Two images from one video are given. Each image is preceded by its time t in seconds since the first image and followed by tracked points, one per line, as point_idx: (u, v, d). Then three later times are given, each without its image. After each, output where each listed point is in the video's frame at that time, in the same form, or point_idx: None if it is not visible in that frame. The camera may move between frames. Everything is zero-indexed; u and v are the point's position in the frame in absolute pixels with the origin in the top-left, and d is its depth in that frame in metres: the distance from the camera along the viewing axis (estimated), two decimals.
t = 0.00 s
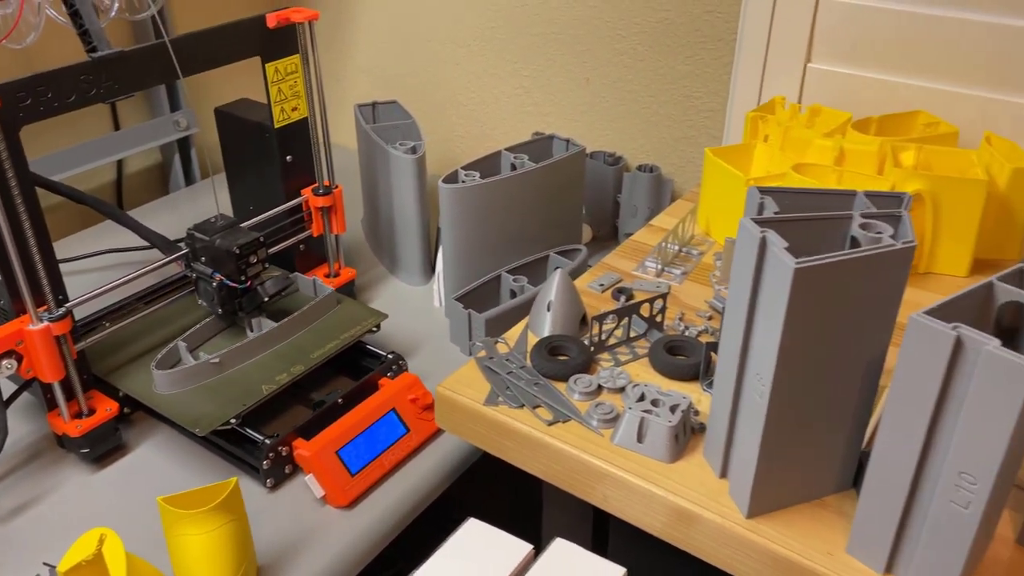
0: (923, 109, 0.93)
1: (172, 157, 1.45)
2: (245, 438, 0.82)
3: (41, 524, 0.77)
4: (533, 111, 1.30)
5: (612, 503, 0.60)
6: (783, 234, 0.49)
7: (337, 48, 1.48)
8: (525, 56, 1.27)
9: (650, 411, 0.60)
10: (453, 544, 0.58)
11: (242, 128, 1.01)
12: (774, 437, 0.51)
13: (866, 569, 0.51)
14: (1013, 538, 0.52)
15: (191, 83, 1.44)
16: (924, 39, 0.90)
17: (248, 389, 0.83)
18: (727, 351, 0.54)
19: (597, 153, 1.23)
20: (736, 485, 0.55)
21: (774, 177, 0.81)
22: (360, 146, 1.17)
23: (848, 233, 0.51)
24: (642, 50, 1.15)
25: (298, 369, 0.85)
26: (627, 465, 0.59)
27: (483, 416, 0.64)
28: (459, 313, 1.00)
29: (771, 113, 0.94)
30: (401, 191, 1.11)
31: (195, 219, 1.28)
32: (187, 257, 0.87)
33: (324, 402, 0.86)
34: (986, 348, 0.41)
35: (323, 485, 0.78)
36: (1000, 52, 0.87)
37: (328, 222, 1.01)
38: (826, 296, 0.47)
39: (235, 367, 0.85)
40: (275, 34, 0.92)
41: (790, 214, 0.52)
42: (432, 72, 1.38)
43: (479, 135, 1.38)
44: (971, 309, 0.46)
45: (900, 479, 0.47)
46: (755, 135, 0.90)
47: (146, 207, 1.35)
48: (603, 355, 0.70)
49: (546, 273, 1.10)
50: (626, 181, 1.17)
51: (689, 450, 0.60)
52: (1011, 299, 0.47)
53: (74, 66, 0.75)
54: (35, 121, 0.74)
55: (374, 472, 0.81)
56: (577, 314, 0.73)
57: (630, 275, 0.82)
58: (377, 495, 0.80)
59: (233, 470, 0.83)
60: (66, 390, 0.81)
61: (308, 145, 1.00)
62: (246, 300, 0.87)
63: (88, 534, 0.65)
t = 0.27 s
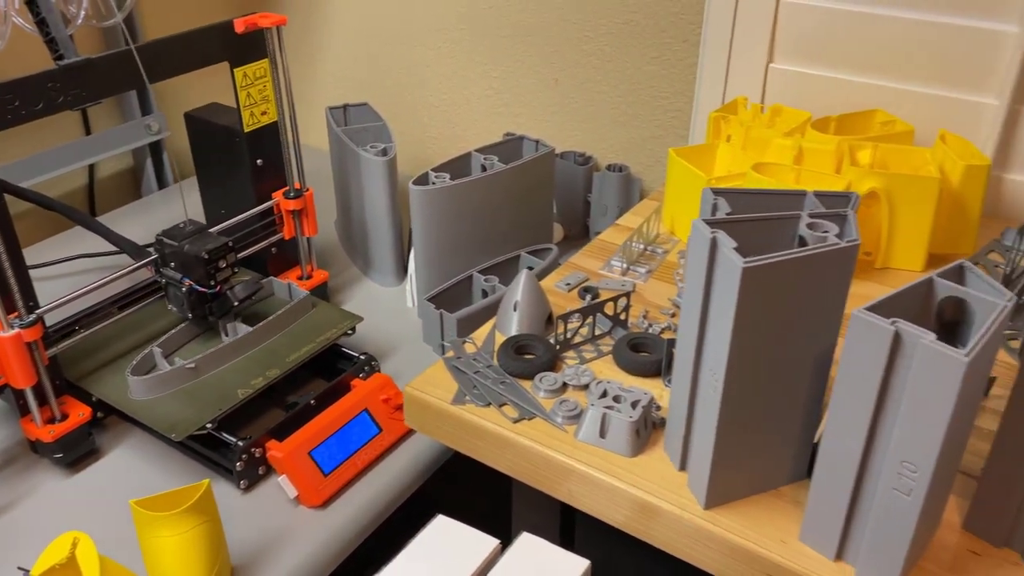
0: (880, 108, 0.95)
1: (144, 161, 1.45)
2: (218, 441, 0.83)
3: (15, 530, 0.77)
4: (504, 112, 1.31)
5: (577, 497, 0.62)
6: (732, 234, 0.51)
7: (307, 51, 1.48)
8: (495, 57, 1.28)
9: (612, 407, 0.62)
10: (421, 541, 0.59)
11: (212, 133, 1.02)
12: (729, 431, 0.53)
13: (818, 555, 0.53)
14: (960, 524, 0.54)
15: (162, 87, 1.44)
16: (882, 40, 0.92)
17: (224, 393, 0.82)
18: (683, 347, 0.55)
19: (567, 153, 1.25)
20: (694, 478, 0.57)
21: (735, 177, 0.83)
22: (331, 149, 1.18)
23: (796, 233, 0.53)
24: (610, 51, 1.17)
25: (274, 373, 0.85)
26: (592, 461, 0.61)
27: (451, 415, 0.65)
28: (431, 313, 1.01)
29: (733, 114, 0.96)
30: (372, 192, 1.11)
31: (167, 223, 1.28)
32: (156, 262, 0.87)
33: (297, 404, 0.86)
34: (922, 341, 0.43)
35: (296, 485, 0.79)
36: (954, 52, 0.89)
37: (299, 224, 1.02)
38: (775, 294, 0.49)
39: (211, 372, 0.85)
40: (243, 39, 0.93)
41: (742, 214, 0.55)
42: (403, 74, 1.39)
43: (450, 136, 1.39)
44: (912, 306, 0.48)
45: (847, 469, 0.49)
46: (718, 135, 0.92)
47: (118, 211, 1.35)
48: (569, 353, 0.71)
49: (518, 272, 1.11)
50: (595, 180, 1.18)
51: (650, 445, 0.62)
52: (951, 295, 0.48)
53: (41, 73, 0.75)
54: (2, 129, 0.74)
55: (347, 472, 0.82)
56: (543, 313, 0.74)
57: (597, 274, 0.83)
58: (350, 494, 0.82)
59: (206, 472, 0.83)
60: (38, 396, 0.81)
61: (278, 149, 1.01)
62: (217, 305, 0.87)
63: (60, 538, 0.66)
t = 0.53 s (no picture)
0: (841, 106, 0.97)
1: (115, 164, 1.44)
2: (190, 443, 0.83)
3: None
4: (475, 112, 1.32)
5: (543, 492, 0.63)
6: (686, 233, 0.52)
7: (278, 52, 1.49)
8: (464, 58, 1.29)
9: (577, 403, 0.63)
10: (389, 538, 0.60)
11: (181, 137, 1.02)
12: (687, 424, 0.54)
13: (775, 543, 0.54)
14: (911, 510, 0.56)
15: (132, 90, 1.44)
16: (841, 38, 0.94)
17: (195, 396, 0.83)
18: (642, 343, 0.57)
19: (537, 152, 1.26)
20: (656, 471, 0.58)
21: (698, 175, 0.85)
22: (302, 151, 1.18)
23: (749, 230, 0.54)
24: (577, 52, 1.18)
25: (245, 375, 0.85)
26: (558, 457, 0.62)
27: (418, 414, 0.66)
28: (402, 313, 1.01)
29: (698, 113, 0.98)
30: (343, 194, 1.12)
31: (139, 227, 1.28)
32: (120, 269, 0.87)
33: (269, 406, 0.87)
34: (865, 334, 0.45)
35: (268, 486, 0.80)
36: (912, 50, 0.91)
37: (269, 226, 1.03)
38: (728, 290, 0.50)
39: (181, 375, 0.85)
40: (209, 43, 0.93)
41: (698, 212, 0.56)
42: (374, 75, 1.39)
43: (422, 137, 1.40)
44: (860, 299, 0.50)
45: (800, 459, 0.50)
46: (682, 134, 0.93)
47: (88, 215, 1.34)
48: (536, 350, 0.72)
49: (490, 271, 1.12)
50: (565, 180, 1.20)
51: (613, 439, 0.63)
52: (897, 289, 0.50)
53: (6, 80, 0.75)
54: None
55: (319, 473, 0.83)
56: (510, 312, 0.75)
57: (564, 273, 0.84)
58: (322, 494, 0.82)
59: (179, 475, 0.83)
60: (8, 401, 0.81)
61: (248, 151, 1.01)
62: (181, 311, 0.88)
63: (30, 542, 0.65)
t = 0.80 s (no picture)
0: (802, 104, 0.99)
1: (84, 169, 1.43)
2: (162, 447, 0.83)
3: None
4: (445, 113, 1.33)
5: (510, 489, 0.63)
6: (643, 232, 0.53)
7: (247, 55, 1.48)
8: (434, 59, 1.29)
9: (542, 400, 0.64)
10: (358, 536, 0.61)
11: (149, 141, 1.02)
12: (648, 418, 0.55)
13: (734, 533, 0.55)
14: (868, 499, 0.58)
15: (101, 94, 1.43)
16: (802, 37, 0.96)
17: (165, 400, 0.83)
18: (604, 340, 0.57)
19: (508, 152, 1.27)
20: (619, 465, 0.59)
21: (663, 174, 0.86)
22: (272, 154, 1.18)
23: (704, 228, 0.55)
24: (545, 52, 1.19)
25: (215, 379, 0.86)
26: (524, 453, 0.62)
27: (386, 414, 0.67)
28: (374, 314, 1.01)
29: (663, 112, 0.99)
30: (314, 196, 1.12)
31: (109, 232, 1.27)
32: (82, 277, 0.87)
33: (241, 408, 0.87)
34: (814, 327, 0.46)
35: (240, 488, 0.80)
36: (870, 49, 0.93)
37: (240, 229, 1.03)
38: (684, 287, 0.51)
39: (151, 379, 0.85)
40: (175, 47, 0.93)
41: (656, 211, 0.57)
42: (344, 77, 1.40)
43: (393, 138, 1.40)
44: (811, 293, 0.51)
45: (756, 451, 0.52)
46: (648, 134, 0.95)
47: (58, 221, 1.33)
48: (503, 349, 0.73)
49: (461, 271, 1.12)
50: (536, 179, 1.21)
51: (579, 435, 0.64)
52: (847, 283, 0.51)
53: None
54: None
55: (290, 474, 0.83)
56: (477, 311, 0.75)
57: (532, 271, 0.85)
58: (294, 496, 0.83)
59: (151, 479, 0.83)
60: None
61: (216, 155, 1.01)
62: (145, 319, 0.88)
63: None
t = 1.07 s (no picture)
0: (764, 103, 1.00)
1: (53, 176, 1.42)
2: (133, 454, 0.83)
3: None
4: (415, 115, 1.33)
5: (479, 486, 0.64)
6: (603, 232, 0.54)
7: (216, 59, 1.48)
8: (404, 62, 1.30)
9: (508, 398, 0.65)
10: (329, 537, 0.61)
11: (117, 148, 1.02)
12: (610, 415, 0.56)
13: (697, 525, 0.57)
14: (826, 489, 0.59)
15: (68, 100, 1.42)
16: (764, 37, 0.98)
17: (136, 406, 0.83)
18: (568, 338, 0.59)
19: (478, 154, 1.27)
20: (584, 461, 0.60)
21: (627, 174, 0.87)
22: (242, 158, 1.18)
23: (662, 228, 0.57)
24: (514, 54, 1.20)
25: (186, 384, 0.86)
26: (492, 451, 0.63)
27: (355, 415, 0.67)
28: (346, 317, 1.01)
29: (628, 113, 1.01)
30: (284, 200, 1.12)
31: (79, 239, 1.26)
32: (45, 288, 0.86)
33: (212, 413, 0.87)
34: (766, 322, 0.47)
35: (212, 493, 0.80)
36: (830, 48, 0.95)
37: (209, 234, 1.03)
38: (642, 285, 0.53)
39: (121, 386, 0.86)
40: (141, 53, 0.93)
41: (616, 212, 0.58)
42: (314, 80, 1.40)
43: (364, 140, 1.41)
44: (766, 289, 0.53)
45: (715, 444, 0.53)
46: (613, 134, 0.96)
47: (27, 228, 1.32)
48: (472, 349, 0.73)
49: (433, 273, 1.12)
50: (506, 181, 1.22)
51: (546, 432, 0.65)
52: (800, 278, 0.53)
53: None
54: None
55: (263, 478, 0.84)
56: (446, 313, 0.76)
57: (500, 272, 0.86)
58: (267, 499, 0.83)
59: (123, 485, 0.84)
60: None
61: (185, 161, 1.01)
62: (109, 329, 0.88)
63: None
